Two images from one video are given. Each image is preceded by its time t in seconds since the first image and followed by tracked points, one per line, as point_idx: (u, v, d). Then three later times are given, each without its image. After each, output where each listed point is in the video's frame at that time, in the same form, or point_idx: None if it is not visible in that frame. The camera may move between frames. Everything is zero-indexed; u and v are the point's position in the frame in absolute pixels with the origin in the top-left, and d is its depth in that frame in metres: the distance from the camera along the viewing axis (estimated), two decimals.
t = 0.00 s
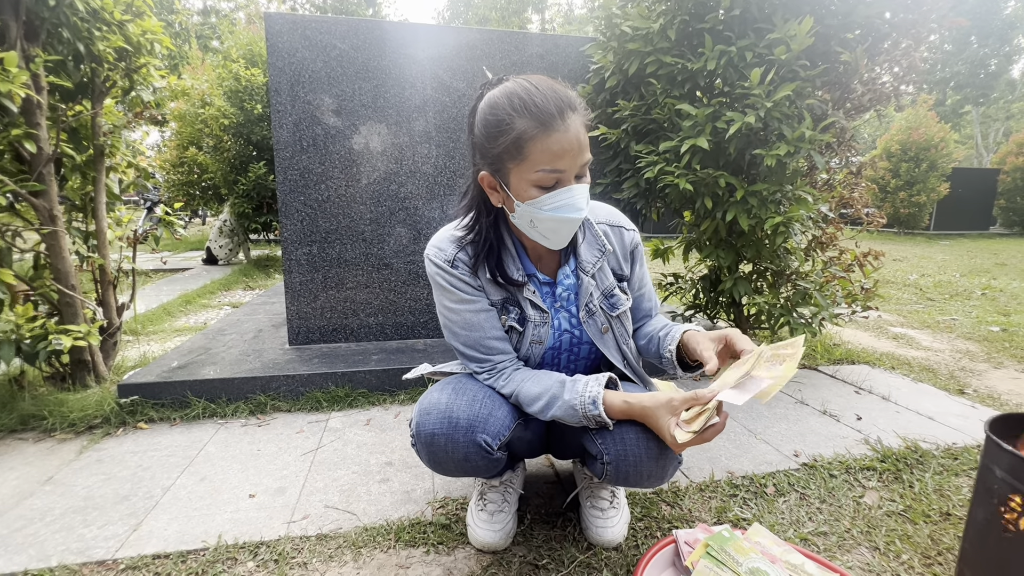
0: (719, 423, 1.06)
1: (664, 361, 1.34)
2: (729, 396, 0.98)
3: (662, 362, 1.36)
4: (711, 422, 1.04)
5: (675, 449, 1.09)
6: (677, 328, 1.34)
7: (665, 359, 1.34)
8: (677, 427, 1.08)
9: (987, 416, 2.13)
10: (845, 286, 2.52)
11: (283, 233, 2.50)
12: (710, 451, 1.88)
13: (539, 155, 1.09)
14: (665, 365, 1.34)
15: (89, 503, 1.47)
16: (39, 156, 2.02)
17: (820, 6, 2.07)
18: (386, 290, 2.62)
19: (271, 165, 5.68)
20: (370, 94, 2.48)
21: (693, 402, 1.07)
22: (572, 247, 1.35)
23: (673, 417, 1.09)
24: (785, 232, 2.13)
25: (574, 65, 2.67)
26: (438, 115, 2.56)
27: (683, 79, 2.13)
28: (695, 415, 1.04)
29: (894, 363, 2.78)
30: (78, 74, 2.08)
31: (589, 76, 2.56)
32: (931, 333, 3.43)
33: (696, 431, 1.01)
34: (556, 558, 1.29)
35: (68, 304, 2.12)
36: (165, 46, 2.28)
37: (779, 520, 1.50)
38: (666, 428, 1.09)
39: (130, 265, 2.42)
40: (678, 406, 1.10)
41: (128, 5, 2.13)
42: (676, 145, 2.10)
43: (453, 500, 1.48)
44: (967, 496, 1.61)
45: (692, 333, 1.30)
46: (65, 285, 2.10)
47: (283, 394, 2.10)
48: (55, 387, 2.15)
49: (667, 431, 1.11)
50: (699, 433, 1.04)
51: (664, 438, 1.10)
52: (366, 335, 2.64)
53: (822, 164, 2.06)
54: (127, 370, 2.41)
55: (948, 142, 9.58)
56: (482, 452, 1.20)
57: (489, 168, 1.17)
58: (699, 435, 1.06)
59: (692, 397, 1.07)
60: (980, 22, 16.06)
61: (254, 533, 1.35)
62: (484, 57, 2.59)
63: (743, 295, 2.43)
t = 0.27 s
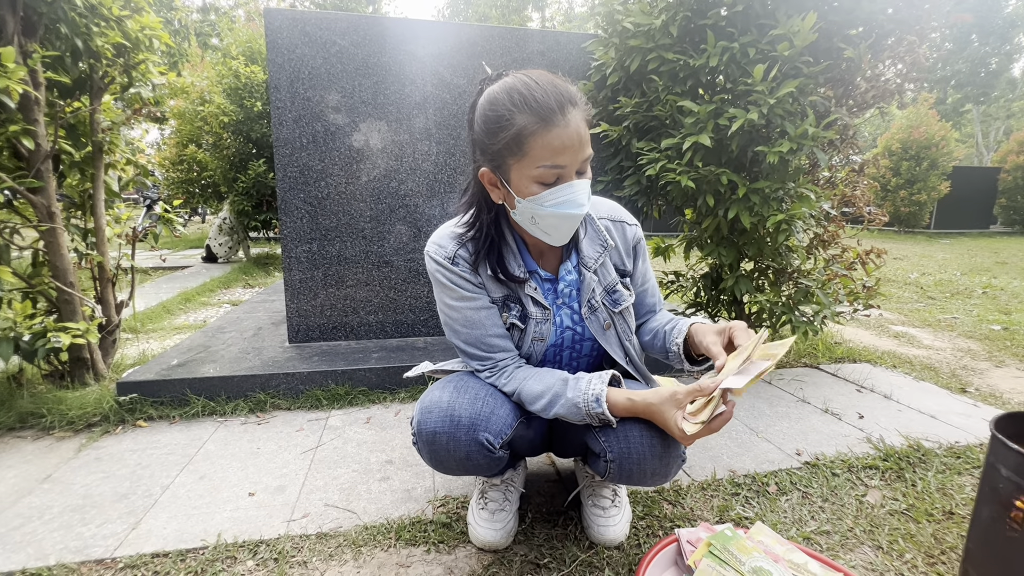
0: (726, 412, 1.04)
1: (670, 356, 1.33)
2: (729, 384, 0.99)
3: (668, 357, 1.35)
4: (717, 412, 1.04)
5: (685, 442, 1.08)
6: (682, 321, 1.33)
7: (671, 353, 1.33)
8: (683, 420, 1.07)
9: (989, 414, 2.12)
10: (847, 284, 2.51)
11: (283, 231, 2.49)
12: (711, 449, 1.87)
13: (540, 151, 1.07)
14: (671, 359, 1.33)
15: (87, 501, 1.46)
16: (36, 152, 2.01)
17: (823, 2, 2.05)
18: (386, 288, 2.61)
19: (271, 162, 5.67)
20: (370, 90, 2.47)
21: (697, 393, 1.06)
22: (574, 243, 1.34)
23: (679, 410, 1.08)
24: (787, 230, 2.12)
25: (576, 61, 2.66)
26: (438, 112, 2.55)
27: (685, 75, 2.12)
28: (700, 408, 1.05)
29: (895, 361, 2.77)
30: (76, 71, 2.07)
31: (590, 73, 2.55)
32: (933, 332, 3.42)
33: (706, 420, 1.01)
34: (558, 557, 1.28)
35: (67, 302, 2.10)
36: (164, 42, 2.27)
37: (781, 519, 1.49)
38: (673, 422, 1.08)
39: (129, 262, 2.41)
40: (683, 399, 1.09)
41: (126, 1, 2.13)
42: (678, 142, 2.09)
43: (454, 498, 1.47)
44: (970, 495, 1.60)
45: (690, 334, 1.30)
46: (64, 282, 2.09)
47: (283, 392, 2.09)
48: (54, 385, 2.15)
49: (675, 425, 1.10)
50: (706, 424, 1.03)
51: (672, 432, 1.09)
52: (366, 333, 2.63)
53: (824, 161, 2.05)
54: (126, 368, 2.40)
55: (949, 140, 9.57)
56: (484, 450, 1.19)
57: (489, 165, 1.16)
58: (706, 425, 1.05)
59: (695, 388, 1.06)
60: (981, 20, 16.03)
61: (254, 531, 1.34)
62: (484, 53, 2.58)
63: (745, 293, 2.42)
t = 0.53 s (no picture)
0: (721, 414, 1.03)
1: (678, 349, 1.33)
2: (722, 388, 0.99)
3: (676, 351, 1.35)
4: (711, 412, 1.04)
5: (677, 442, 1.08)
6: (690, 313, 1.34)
7: (679, 345, 1.32)
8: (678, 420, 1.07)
9: (987, 413, 2.13)
10: (845, 284, 2.51)
11: (283, 230, 2.49)
12: (710, 447, 1.88)
13: (538, 151, 1.08)
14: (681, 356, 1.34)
15: (88, 499, 1.47)
16: (36, 152, 2.01)
17: (822, 2, 2.06)
18: (386, 287, 2.62)
19: (270, 161, 5.66)
20: (370, 90, 2.47)
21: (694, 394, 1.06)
22: (572, 242, 1.35)
23: (675, 410, 1.09)
24: (785, 229, 2.13)
25: (575, 61, 2.66)
26: (438, 112, 2.55)
27: (684, 75, 2.12)
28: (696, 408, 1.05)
29: (893, 360, 2.78)
30: (76, 70, 2.07)
31: (589, 72, 2.55)
32: (931, 331, 3.43)
33: (699, 423, 1.01)
34: (556, 554, 1.29)
35: (67, 301, 2.11)
36: (163, 41, 2.27)
37: (779, 517, 1.50)
38: (667, 421, 1.09)
39: (129, 261, 2.41)
40: (679, 399, 1.09)
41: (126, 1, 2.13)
42: (677, 141, 2.09)
43: (453, 496, 1.48)
44: (967, 493, 1.61)
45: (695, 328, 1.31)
46: (64, 281, 2.09)
47: (283, 391, 2.10)
48: (54, 384, 2.15)
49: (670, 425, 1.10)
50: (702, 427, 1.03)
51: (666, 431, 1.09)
52: (365, 332, 2.63)
53: (823, 161, 2.05)
54: (127, 367, 2.41)
55: (948, 139, 9.58)
56: (482, 449, 1.20)
57: (488, 165, 1.16)
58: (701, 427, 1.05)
59: (692, 389, 1.06)
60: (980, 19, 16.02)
61: (254, 529, 1.35)
62: (484, 53, 2.58)
63: (744, 292, 2.42)
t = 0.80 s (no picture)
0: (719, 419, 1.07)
1: (678, 347, 1.33)
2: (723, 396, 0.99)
3: (675, 349, 1.35)
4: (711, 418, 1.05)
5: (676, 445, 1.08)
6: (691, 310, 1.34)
7: (679, 343, 1.33)
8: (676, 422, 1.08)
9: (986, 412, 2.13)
10: (845, 283, 2.51)
11: (283, 230, 2.49)
12: (709, 447, 1.88)
13: (540, 149, 1.08)
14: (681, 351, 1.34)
15: (89, 498, 1.47)
16: (36, 151, 2.01)
17: (821, 2, 2.06)
18: (385, 287, 2.62)
19: (270, 161, 5.67)
20: (370, 89, 2.47)
21: (693, 397, 1.06)
22: (571, 242, 1.35)
23: (673, 413, 1.09)
24: (785, 228, 2.13)
25: (574, 60, 2.66)
26: (438, 111, 2.55)
27: (683, 75, 2.12)
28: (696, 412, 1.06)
29: (893, 359, 2.79)
30: (76, 69, 2.07)
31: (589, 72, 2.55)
32: (930, 330, 3.43)
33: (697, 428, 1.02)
34: (556, 553, 1.29)
35: (67, 300, 2.11)
36: (163, 41, 2.27)
37: (777, 515, 1.50)
38: (666, 424, 1.09)
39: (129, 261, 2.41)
40: (678, 402, 1.10)
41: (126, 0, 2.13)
42: (676, 141, 2.09)
43: (453, 495, 1.48)
44: (966, 492, 1.61)
45: (696, 326, 1.31)
46: (64, 280, 2.09)
47: (283, 390, 2.10)
48: (55, 383, 2.15)
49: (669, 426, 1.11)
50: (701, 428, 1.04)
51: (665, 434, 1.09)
52: (365, 331, 2.63)
53: (822, 160, 2.05)
54: (127, 367, 2.41)
55: (948, 139, 9.58)
56: (482, 448, 1.20)
57: (489, 163, 1.16)
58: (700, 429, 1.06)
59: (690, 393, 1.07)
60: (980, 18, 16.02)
61: (254, 528, 1.35)
62: (483, 52, 2.58)
63: (743, 292, 2.42)
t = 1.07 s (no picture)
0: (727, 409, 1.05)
1: (675, 349, 1.33)
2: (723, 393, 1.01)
3: (672, 351, 1.35)
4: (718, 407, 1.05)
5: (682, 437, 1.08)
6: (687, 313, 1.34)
7: (675, 345, 1.33)
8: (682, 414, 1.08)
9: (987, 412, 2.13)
10: (846, 283, 2.51)
11: (283, 230, 2.49)
12: (710, 446, 1.88)
13: (541, 148, 1.08)
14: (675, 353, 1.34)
15: (89, 498, 1.47)
16: (37, 151, 2.01)
17: (822, 1, 2.05)
18: (386, 287, 2.62)
19: (270, 161, 5.67)
20: (370, 89, 2.47)
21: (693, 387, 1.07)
22: (571, 241, 1.35)
23: (678, 404, 1.09)
24: (786, 228, 2.13)
25: (575, 60, 2.66)
26: (438, 111, 2.55)
27: (684, 74, 2.12)
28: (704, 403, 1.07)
29: (894, 359, 2.78)
30: (76, 70, 2.07)
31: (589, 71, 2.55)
32: (931, 330, 3.43)
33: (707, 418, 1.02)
34: (556, 553, 1.29)
35: (67, 300, 2.11)
36: (164, 41, 2.28)
37: (779, 515, 1.50)
38: (671, 416, 1.09)
39: (129, 261, 2.41)
40: (680, 393, 1.09)
41: None
42: (677, 141, 2.09)
43: (454, 495, 1.48)
44: (967, 492, 1.61)
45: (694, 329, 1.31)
46: (65, 281, 2.09)
47: (283, 390, 2.10)
48: (55, 383, 2.15)
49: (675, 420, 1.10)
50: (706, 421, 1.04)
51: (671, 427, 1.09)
52: (365, 331, 2.63)
53: (823, 160, 2.05)
54: (127, 367, 2.41)
55: (949, 138, 9.57)
56: (483, 447, 1.20)
57: (489, 162, 1.16)
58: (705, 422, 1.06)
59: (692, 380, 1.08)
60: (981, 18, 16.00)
61: (254, 528, 1.35)
62: (484, 52, 2.58)
63: (744, 291, 2.42)
